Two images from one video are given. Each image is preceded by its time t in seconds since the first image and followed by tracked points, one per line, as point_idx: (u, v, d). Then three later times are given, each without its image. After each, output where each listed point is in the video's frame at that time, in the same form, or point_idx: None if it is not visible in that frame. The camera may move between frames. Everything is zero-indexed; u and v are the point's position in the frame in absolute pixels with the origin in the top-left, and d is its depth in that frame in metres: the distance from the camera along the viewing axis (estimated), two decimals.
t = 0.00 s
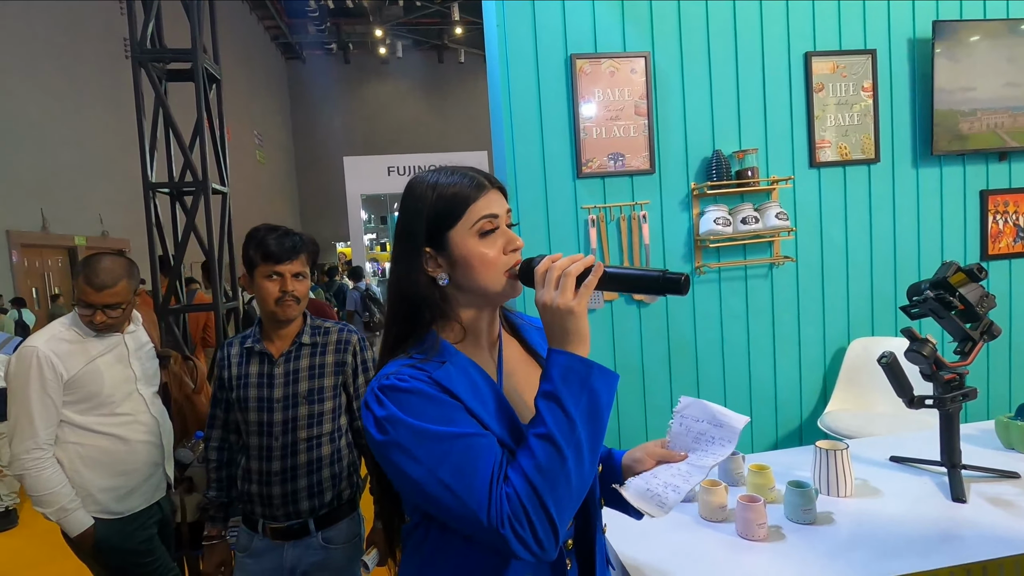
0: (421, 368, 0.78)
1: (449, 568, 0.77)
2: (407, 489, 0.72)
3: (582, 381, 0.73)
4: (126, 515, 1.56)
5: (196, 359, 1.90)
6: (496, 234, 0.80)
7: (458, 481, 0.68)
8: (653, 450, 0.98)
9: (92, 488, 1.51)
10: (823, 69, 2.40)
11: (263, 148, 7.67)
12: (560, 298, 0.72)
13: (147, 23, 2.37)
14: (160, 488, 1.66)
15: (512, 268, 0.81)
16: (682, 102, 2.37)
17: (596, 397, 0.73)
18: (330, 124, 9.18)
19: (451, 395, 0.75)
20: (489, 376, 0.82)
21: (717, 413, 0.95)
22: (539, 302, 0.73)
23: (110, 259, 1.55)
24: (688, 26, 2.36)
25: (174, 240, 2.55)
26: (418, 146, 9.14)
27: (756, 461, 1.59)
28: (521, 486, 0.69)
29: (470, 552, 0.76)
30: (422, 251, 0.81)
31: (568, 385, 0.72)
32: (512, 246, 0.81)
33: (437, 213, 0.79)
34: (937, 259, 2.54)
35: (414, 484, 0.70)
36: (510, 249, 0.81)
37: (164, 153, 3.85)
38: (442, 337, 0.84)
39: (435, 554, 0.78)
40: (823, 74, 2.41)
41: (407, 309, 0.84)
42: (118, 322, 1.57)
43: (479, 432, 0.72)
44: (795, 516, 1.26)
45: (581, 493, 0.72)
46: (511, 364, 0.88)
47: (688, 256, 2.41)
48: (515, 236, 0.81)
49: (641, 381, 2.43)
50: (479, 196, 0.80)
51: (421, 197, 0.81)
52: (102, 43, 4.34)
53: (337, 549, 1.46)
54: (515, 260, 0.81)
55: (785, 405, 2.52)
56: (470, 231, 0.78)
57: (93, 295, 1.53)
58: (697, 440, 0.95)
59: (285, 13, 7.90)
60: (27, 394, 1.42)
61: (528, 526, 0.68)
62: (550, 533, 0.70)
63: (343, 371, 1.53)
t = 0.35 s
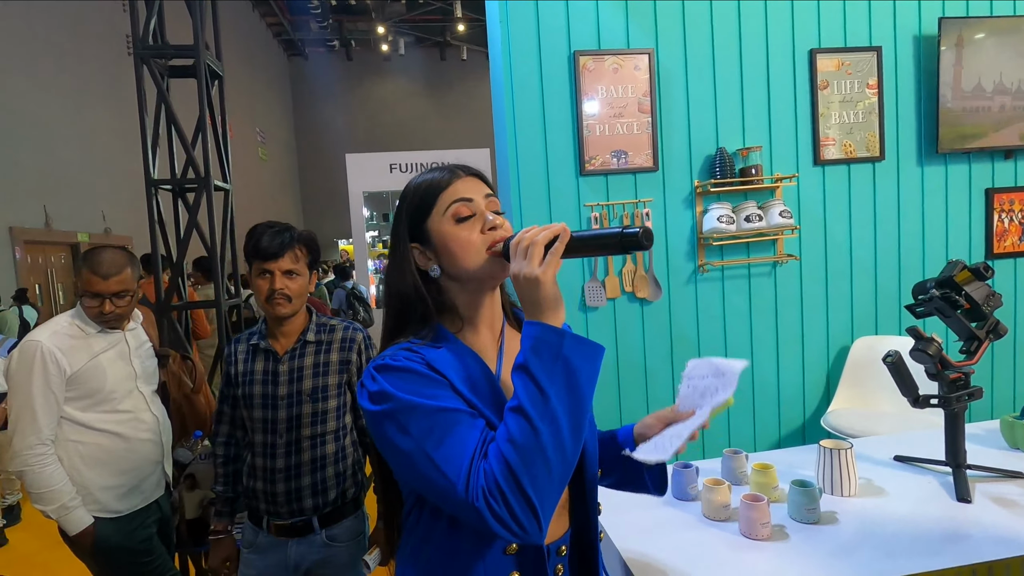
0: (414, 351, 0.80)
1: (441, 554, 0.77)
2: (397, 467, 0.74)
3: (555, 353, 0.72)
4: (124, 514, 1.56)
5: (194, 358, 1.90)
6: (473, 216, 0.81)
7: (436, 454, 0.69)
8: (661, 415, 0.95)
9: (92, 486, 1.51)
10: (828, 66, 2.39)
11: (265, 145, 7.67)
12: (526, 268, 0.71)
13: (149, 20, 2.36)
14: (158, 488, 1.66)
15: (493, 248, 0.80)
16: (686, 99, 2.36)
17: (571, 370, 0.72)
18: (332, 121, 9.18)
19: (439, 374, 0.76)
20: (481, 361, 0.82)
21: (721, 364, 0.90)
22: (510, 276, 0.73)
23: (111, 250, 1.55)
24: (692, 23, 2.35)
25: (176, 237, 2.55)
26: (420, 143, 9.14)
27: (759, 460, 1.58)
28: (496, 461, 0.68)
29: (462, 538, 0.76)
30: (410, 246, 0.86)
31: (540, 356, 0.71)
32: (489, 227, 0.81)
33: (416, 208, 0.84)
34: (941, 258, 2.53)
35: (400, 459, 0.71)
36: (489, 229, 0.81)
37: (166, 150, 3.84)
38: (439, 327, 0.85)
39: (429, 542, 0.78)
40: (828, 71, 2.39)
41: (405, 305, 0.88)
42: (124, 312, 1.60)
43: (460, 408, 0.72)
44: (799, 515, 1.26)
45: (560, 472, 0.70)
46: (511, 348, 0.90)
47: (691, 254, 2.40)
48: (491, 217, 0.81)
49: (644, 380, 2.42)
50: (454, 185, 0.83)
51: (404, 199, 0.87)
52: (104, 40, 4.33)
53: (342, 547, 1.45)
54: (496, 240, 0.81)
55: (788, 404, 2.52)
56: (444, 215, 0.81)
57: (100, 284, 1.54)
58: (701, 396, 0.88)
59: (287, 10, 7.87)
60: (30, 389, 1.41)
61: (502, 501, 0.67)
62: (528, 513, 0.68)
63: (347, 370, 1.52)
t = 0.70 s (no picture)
0: (409, 348, 0.79)
1: (438, 552, 0.76)
2: (392, 462, 0.73)
3: (541, 337, 0.71)
4: (119, 513, 1.55)
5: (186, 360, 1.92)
6: (465, 210, 0.80)
7: (429, 445, 0.68)
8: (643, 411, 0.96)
9: (88, 484, 1.50)
10: (828, 65, 2.39)
11: (263, 142, 7.64)
12: (509, 254, 0.71)
13: (146, 16, 2.34)
14: (152, 487, 1.66)
15: (483, 242, 0.79)
16: (685, 99, 2.35)
17: (559, 354, 0.71)
18: (331, 119, 9.15)
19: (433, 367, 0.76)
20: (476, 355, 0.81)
21: (702, 364, 0.94)
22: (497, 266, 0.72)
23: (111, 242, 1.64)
24: (692, 22, 2.34)
25: (173, 235, 2.53)
26: (419, 141, 9.12)
27: (757, 461, 1.58)
28: (487, 450, 0.67)
29: (459, 535, 0.75)
30: (408, 243, 0.87)
31: (527, 342, 0.71)
32: (478, 217, 0.80)
33: (411, 206, 0.85)
34: (940, 260, 2.53)
35: (394, 452, 0.71)
36: (478, 222, 0.80)
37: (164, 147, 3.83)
38: (432, 322, 0.85)
39: (428, 539, 0.77)
40: (828, 71, 2.39)
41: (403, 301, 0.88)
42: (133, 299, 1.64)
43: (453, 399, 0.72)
44: (797, 517, 1.25)
45: (553, 459, 0.69)
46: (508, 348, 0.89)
47: (690, 254, 2.40)
48: (481, 207, 0.81)
49: (643, 380, 2.42)
50: (449, 181, 0.84)
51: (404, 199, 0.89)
52: (101, 36, 4.30)
53: (341, 547, 1.44)
54: (485, 230, 0.80)
55: (787, 404, 2.51)
56: (435, 209, 0.81)
57: (106, 264, 1.58)
58: (683, 390, 0.90)
59: (285, 7, 7.84)
60: (33, 381, 1.40)
61: (495, 490, 0.66)
62: (522, 503, 0.67)
63: (346, 369, 1.51)
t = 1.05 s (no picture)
0: (407, 354, 0.78)
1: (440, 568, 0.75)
2: (392, 479, 0.72)
3: (547, 356, 0.70)
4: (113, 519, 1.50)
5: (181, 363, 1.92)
6: (469, 220, 0.79)
7: (432, 463, 0.67)
8: (625, 398, 0.97)
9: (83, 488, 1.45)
10: (824, 65, 2.39)
11: (258, 142, 7.60)
12: (514, 272, 0.70)
13: (139, 15, 2.32)
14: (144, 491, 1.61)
15: (478, 255, 0.78)
16: (681, 99, 2.35)
17: (565, 374, 0.71)
18: (326, 119, 9.12)
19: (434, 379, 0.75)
20: (475, 364, 0.81)
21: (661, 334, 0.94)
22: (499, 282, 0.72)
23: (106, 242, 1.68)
24: (688, 21, 2.34)
25: (167, 236, 2.51)
26: (415, 141, 9.11)
27: (754, 462, 1.57)
28: (492, 469, 0.66)
29: (459, 550, 0.74)
30: (407, 237, 0.86)
31: (532, 361, 0.70)
32: (482, 231, 0.79)
33: (416, 205, 0.84)
34: (935, 261, 2.53)
35: (394, 469, 0.70)
36: (480, 235, 0.78)
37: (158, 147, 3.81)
38: (422, 323, 0.85)
39: (429, 554, 0.76)
40: (824, 71, 2.39)
41: (397, 297, 0.88)
42: (128, 295, 1.66)
43: (455, 415, 0.71)
44: (794, 518, 1.25)
45: (558, 478, 0.68)
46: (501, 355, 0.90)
47: (686, 255, 2.39)
48: (487, 221, 0.79)
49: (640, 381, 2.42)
50: (461, 184, 0.82)
51: (410, 193, 0.87)
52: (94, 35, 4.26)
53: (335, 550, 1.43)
54: (484, 247, 0.78)
55: (783, 404, 2.51)
56: (440, 213, 0.80)
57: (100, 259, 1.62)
58: (655, 369, 0.92)
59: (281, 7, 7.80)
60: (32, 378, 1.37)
61: (501, 512, 0.65)
62: (527, 522, 0.66)
63: (342, 373, 1.50)
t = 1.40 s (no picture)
0: (404, 357, 0.76)
1: None
2: (388, 488, 0.70)
3: (555, 368, 0.69)
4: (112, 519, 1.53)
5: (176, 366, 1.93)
6: (475, 222, 0.78)
7: (433, 473, 0.65)
8: (639, 446, 0.97)
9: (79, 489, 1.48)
10: (822, 61, 2.37)
11: (253, 140, 7.55)
12: (525, 280, 0.69)
13: (128, 10, 2.28)
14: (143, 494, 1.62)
15: (484, 258, 0.77)
16: (679, 95, 2.33)
17: (572, 384, 0.70)
18: (322, 116, 9.07)
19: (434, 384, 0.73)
20: (474, 368, 0.79)
21: (704, 407, 1.02)
22: (506, 287, 0.71)
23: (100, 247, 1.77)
24: (685, 16, 2.32)
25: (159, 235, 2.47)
26: (410, 138, 9.07)
27: (753, 461, 1.56)
28: (496, 480, 0.65)
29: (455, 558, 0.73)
30: (405, 236, 0.83)
31: (540, 372, 0.69)
32: (490, 234, 0.78)
33: (416, 204, 0.81)
34: (933, 257, 2.52)
35: (391, 479, 0.68)
36: (486, 239, 0.77)
37: (151, 144, 3.77)
38: (423, 326, 0.83)
39: (425, 562, 0.74)
40: (822, 67, 2.37)
41: (395, 299, 0.86)
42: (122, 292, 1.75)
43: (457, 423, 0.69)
44: (794, 518, 1.24)
45: (563, 492, 0.67)
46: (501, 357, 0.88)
47: (684, 252, 2.38)
48: (494, 224, 0.78)
49: (638, 379, 2.40)
50: (466, 184, 0.80)
51: (408, 189, 0.84)
52: (85, 31, 4.21)
53: (314, 557, 1.41)
54: (492, 250, 0.77)
55: (780, 402, 2.51)
56: (444, 215, 0.77)
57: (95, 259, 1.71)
58: (682, 433, 1.00)
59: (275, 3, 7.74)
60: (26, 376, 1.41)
61: (506, 527, 0.64)
62: (532, 536, 0.65)
63: (321, 377, 1.45)
